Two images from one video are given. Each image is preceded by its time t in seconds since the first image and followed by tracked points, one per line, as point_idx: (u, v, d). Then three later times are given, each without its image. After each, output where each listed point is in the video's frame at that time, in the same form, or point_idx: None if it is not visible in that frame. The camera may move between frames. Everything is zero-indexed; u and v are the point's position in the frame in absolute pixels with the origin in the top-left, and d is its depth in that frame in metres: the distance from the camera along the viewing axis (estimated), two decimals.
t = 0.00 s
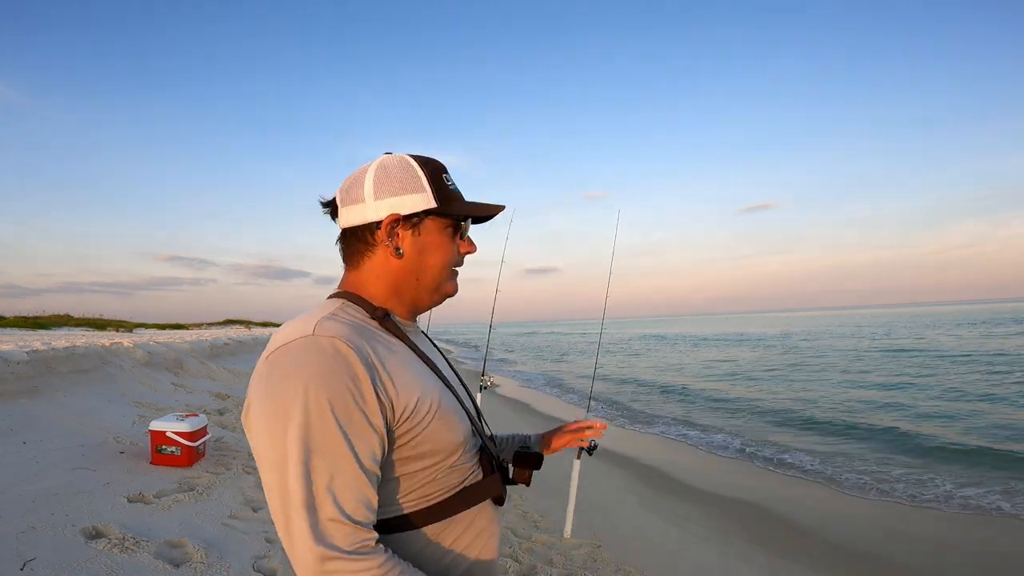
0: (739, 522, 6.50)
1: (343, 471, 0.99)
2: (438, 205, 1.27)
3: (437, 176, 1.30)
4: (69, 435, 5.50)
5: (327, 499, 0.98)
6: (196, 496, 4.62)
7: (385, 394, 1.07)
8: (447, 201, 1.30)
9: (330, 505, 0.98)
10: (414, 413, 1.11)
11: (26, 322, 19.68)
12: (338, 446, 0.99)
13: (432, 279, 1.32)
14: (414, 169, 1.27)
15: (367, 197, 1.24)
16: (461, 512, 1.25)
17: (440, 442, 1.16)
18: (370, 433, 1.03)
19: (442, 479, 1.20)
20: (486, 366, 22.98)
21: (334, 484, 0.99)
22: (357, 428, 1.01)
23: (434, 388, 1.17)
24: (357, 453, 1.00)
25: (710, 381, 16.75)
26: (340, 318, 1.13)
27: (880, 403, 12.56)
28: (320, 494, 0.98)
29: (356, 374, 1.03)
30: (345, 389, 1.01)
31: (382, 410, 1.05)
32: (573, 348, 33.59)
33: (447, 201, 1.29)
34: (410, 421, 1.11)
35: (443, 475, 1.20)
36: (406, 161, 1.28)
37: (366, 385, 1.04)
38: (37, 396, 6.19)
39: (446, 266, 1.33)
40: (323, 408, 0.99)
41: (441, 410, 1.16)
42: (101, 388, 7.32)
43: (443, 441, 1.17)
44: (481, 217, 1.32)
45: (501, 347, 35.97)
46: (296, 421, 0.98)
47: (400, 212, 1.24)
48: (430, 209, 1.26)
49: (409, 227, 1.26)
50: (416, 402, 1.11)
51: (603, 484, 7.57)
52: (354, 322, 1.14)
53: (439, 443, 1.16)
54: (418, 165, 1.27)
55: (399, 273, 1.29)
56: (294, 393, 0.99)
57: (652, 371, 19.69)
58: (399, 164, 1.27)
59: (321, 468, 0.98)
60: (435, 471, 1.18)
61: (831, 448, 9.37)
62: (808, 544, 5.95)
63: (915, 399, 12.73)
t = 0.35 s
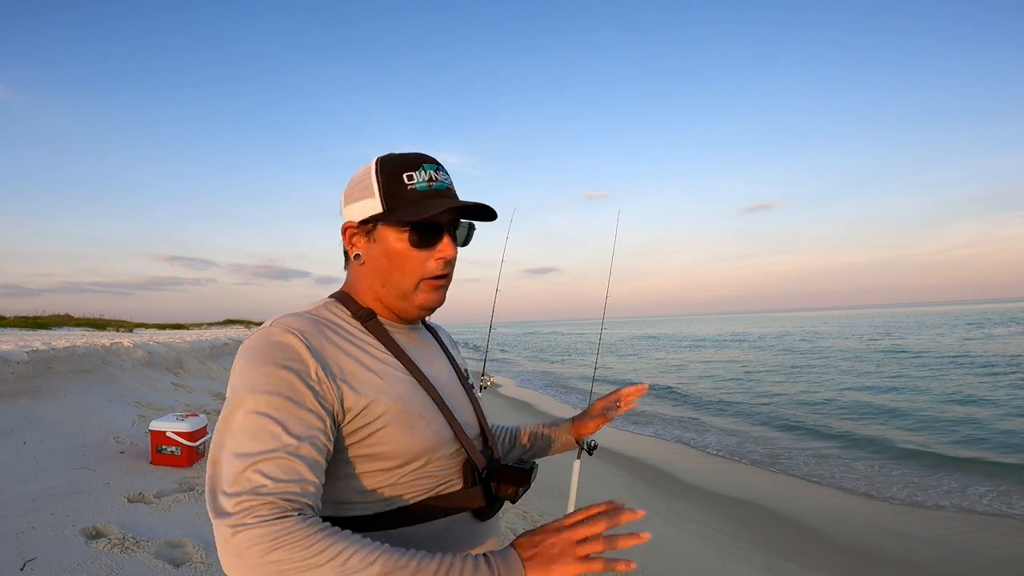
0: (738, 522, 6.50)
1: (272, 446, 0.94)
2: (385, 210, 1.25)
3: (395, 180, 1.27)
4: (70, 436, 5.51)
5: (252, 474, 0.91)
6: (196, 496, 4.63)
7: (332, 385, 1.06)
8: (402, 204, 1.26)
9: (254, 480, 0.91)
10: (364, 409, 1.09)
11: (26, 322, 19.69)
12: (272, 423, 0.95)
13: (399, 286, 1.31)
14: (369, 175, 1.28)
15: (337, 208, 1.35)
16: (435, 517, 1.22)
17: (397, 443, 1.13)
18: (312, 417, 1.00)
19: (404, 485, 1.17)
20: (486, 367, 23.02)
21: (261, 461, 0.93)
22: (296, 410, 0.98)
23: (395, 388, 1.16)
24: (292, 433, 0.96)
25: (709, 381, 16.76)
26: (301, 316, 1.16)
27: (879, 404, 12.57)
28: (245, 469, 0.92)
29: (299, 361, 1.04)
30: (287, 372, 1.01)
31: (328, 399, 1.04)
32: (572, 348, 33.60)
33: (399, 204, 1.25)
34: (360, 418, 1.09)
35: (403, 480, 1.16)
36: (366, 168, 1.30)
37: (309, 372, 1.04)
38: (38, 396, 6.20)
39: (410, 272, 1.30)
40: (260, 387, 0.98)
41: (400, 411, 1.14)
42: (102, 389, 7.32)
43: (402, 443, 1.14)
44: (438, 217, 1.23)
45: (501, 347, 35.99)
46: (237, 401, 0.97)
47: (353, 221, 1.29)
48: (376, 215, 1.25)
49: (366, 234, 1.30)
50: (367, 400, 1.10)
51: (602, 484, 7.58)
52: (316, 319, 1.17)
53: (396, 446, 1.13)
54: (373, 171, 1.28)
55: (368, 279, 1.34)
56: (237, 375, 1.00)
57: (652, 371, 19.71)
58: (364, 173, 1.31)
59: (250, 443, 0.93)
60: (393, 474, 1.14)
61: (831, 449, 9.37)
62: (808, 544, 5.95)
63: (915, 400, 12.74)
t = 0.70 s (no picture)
0: (739, 521, 6.43)
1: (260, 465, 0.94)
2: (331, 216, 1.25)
3: (339, 183, 1.23)
4: (70, 435, 5.46)
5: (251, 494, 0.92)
6: (196, 496, 4.58)
7: (307, 394, 1.01)
8: (343, 207, 1.22)
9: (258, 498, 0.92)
10: (341, 416, 1.03)
11: (26, 322, 19.63)
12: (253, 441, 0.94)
13: (355, 293, 1.27)
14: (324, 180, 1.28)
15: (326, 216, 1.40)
16: (413, 533, 1.12)
17: (373, 452, 1.05)
18: (290, 429, 0.97)
19: (383, 495, 1.09)
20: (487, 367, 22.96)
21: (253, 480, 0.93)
22: (272, 424, 0.96)
23: (372, 393, 1.07)
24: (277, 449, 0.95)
25: (712, 381, 16.66)
26: (284, 322, 1.12)
27: (882, 403, 12.50)
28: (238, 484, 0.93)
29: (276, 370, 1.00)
30: (261, 384, 0.97)
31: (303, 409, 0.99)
32: (574, 347, 33.53)
33: (338, 208, 1.22)
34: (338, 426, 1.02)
35: (384, 490, 1.08)
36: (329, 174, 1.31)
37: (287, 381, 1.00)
38: (38, 396, 6.15)
39: (359, 278, 1.25)
40: (238, 402, 0.96)
41: (378, 418, 1.06)
42: (102, 389, 7.27)
43: (378, 452, 1.06)
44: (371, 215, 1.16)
45: (502, 347, 35.93)
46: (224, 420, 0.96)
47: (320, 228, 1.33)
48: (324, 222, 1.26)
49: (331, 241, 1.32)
50: (343, 407, 1.03)
51: (603, 484, 7.52)
52: (300, 323, 1.13)
53: (372, 454, 1.05)
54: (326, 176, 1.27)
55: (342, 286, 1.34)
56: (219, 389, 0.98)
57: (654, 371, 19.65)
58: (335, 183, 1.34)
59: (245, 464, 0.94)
60: (374, 482, 1.07)
61: (834, 450, 9.31)
62: (809, 543, 5.88)
63: (917, 400, 12.66)
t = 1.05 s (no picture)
0: (741, 521, 6.31)
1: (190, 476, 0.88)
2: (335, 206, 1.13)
3: (341, 165, 1.11)
4: (69, 435, 5.35)
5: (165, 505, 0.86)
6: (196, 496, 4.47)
7: (277, 412, 0.92)
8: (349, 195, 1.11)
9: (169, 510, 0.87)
10: (321, 437, 0.92)
11: (25, 322, 19.51)
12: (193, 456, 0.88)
13: (362, 293, 1.15)
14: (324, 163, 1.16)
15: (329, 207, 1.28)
16: (414, 572, 0.99)
17: (361, 480, 0.94)
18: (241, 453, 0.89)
19: (373, 526, 0.97)
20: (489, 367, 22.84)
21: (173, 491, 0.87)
22: (226, 442, 0.89)
23: (368, 414, 0.96)
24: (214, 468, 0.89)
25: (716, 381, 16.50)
26: (274, 322, 1.02)
27: (887, 403, 12.36)
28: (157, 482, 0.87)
29: (242, 385, 0.90)
30: (223, 400, 0.89)
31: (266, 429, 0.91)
32: (575, 347, 33.39)
33: (344, 196, 1.11)
34: (313, 450, 0.92)
35: (369, 522, 0.96)
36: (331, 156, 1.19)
37: (256, 399, 0.91)
38: (38, 396, 6.04)
39: (367, 277, 1.13)
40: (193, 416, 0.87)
41: (370, 443, 0.95)
42: (102, 389, 7.16)
43: (364, 480, 0.94)
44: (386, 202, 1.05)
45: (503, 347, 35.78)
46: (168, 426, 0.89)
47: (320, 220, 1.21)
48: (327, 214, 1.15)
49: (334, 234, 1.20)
50: (324, 430, 0.93)
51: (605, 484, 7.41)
52: (291, 327, 1.02)
53: (361, 482, 0.94)
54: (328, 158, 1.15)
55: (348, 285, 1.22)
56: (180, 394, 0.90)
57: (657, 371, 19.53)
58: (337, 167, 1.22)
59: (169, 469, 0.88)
60: (363, 512, 0.96)
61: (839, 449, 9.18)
62: (813, 543, 5.76)
63: (922, 401, 12.52)
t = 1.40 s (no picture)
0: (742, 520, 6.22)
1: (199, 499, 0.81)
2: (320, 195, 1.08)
3: (328, 150, 1.06)
4: (69, 435, 5.27)
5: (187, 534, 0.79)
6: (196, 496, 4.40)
7: (265, 418, 0.85)
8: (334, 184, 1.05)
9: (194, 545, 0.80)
10: (308, 446, 0.86)
11: (25, 322, 19.45)
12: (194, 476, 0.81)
13: (349, 291, 1.09)
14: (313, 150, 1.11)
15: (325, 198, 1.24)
16: None
17: (349, 493, 0.87)
18: (237, 466, 0.83)
19: (365, 540, 0.90)
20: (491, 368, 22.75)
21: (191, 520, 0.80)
22: (218, 455, 0.82)
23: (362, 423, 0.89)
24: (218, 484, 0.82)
25: (720, 381, 16.38)
26: (258, 323, 0.95)
27: (889, 404, 12.28)
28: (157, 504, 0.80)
29: (227, 391, 0.83)
30: (210, 409, 0.82)
31: (256, 437, 0.84)
32: (576, 347, 33.31)
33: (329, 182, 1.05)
34: (300, 460, 0.85)
35: (362, 536, 0.90)
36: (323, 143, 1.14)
37: (245, 407, 0.84)
38: (38, 396, 5.97)
39: (354, 273, 1.07)
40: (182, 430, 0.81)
41: (358, 452, 0.88)
42: (102, 389, 7.08)
43: (353, 493, 0.88)
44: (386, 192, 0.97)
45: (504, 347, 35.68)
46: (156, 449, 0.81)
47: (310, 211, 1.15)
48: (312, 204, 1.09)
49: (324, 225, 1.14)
50: (310, 437, 0.86)
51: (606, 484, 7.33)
52: (275, 326, 0.95)
53: (348, 495, 0.87)
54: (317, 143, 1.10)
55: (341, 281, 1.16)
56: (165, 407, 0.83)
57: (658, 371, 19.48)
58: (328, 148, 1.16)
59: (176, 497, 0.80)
60: (356, 526, 0.89)
61: (842, 450, 9.11)
62: (815, 543, 5.67)
63: (925, 401, 12.45)
